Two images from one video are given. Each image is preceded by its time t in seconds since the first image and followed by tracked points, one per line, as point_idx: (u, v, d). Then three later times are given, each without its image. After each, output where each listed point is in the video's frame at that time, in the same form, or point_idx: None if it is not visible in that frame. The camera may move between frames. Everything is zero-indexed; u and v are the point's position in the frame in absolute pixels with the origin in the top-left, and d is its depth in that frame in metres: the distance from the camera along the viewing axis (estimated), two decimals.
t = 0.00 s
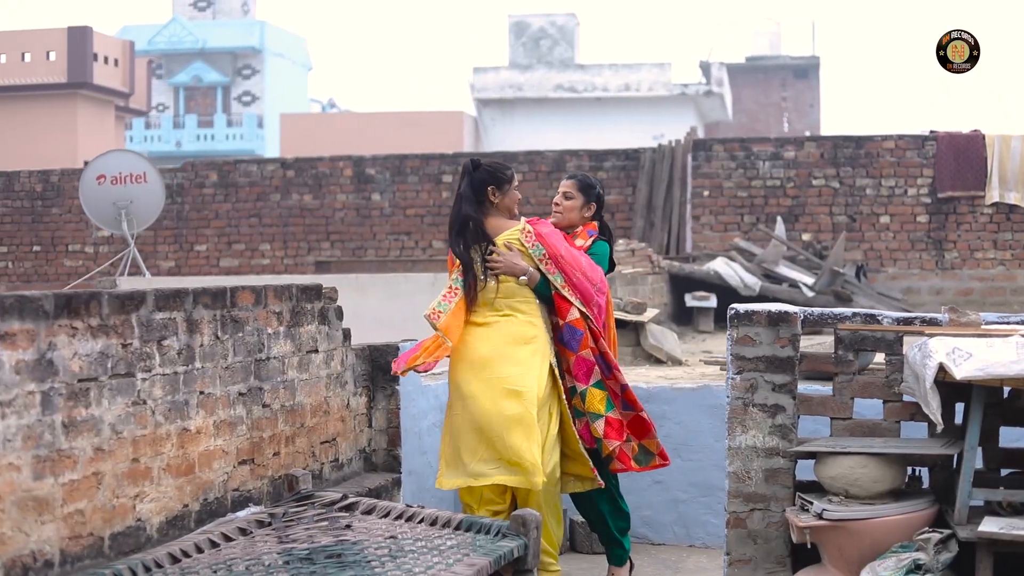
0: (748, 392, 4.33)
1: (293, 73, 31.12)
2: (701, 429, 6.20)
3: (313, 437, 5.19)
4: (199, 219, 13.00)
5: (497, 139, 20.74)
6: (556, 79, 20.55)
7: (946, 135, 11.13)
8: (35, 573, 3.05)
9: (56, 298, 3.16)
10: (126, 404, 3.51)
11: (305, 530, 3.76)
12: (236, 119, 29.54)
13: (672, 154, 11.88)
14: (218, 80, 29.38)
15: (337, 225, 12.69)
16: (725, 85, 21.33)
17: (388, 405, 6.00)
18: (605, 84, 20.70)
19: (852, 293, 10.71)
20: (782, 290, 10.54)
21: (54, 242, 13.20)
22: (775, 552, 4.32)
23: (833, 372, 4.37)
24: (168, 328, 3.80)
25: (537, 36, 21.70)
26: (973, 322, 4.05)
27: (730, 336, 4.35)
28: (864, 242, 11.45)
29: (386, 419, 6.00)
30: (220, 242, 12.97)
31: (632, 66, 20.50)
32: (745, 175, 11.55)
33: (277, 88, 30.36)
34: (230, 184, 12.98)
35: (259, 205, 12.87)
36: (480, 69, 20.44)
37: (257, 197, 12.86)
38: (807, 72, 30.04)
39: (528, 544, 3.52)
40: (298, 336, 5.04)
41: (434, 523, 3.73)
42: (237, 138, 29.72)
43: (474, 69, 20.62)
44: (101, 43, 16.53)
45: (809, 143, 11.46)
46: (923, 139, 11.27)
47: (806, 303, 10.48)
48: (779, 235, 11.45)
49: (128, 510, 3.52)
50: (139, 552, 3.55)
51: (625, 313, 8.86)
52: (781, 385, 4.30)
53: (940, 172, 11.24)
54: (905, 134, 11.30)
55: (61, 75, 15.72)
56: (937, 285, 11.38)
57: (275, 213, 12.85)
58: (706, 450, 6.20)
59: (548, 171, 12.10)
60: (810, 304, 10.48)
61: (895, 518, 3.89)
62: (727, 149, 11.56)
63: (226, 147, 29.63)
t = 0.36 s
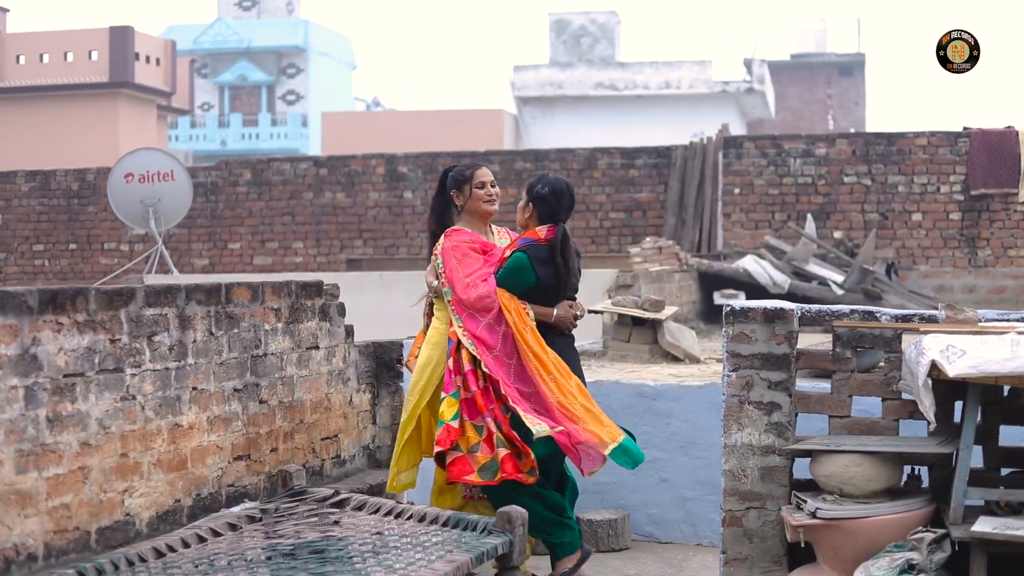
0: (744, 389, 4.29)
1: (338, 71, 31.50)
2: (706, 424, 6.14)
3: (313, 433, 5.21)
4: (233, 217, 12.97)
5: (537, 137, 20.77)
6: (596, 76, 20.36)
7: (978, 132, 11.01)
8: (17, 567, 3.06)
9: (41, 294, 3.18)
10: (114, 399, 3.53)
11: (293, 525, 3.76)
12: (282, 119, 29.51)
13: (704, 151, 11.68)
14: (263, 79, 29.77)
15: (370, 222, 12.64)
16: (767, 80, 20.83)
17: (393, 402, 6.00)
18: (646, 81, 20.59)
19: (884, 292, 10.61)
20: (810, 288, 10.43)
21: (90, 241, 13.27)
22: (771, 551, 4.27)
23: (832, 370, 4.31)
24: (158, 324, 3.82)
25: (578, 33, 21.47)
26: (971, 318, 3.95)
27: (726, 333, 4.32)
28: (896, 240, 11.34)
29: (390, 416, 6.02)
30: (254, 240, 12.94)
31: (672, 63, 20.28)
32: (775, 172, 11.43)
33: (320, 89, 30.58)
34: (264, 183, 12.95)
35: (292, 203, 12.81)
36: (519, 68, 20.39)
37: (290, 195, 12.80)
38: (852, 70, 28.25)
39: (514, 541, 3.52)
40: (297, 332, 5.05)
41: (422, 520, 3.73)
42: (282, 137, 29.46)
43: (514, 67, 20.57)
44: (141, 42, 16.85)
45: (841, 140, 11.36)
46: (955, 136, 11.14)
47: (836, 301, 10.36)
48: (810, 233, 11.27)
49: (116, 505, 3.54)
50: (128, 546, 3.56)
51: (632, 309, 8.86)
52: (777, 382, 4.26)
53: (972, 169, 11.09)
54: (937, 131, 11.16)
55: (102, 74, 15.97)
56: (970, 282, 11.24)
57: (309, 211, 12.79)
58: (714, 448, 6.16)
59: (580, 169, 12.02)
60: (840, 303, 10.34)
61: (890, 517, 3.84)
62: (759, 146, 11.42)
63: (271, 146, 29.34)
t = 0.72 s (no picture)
0: (743, 390, 4.26)
1: (379, 70, 32.32)
2: (715, 425, 6.07)
3: (316, 433, 5.22)
4: (266, 217, 12.96)
5: (576, 137, 20.25)
6: (635, 76, 19.99)
7: (1012, 132, 10.88)
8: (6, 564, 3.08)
9: (32, 293, 3.21)
10: (107, 397, 3.55)
11: (287, 525, 3.77)
12: (324, 119, 29.74)
13: (735, 150, 11.60)
14: (306, 79, 30.59)
15: (401, 222, 12.54)
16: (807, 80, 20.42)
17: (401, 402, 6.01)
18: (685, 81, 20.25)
19: (913, 292, 10.47)
20: (840, 288, 10.31)
21: (125, 240, 13.40)
22: (771, 553, 4.24)
23: (833, 371, 4.26)
24: (154, 323, 3.84)
25: (617, 32, 21.01)
26: (971, 320, 3.90)
27: (725, 335, 4.29)
28: (928, 239, 11.21)
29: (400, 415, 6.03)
30: (288, 239, 12.89)
31: (711, 62, 19.95)
32: (806, 172, 11.38)
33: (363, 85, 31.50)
34: (297, 183, 12.91)
35: (325, 203, 12.78)
36: (559, 66, 19.88)
37: (323, 196, 12.76)
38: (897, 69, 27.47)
39: (506, 541, 3.50)
40: (300, 332, 5.07)
41: (415, 520, 3.72)
42: (323, 138, 29.58)
43: (554, 67, 20.05)
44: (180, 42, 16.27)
45: (873, 139, 11.25)
46: (988, 136, 11.01)
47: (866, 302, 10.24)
48: (840, 232, 11.19)
49: (109, 503, 3.56)
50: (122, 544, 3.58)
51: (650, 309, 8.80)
52: (776, 383, 4.23)
53: (1005, 169, 10.95)
54: (969, 131, 11.05)
55: (142, 75, 15.47)
56: (1003, 283, 11.05)
57: (341, 211, 12.74)
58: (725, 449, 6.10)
59: (611, 168, 11.96)
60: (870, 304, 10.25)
61: (889, 520, 3.79)
62: (789, 146, 11.42)
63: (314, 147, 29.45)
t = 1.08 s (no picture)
0: (762, 392, 4.24)
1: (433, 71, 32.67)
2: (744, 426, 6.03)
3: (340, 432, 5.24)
4: (312, 217, 13.01)
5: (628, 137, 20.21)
6: (686, 75, 19.77)
7: None
8: (20, 560, 3.12)
9: (47, 293, 3.25)
10: (124, 397, 3.59)
11: (302, 524, 3.79)
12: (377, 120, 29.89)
13: (781, 150, 11.47)
14: (360, 80, 31.00)
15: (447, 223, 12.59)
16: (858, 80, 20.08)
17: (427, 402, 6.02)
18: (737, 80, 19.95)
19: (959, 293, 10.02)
20: (883, 288, 10.18)
21: (174, 241, 13.57)
22: (789, 556, 4.20)
23: (852, 373, 4.22)
24: (172, 323, 3.87)
25: (669, 32, 20.51)
26: (991, 321, 3.86)
27: (744, 336, 4.26)
28: (974, 240, 11.05)
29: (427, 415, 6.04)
30: (333, 240, 12.96)
31: (762, 61, 19.62)
32: (851, 172, 11.29)
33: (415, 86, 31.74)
34: (343, 183, 12.97)
35: (371, 203, 12.83)
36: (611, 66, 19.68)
37: (368, 196, 12.82)
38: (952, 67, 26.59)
39: (517, 541, 3.47)
40: (323, 332, 5.08)
41: (429, 519, 3.73)
42: (377, 138, 29.79)
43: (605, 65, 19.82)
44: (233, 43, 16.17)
45: (919, 139, 11.15)
46: None
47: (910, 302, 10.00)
48: (885, 233, 11.09)
49: (126, 501, 3.60)
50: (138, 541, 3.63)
51: (684, 310, 8.77)
52: (795, 385, 4.19)
53: None
54: (1017, 130, 10.89)
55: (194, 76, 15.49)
56: None
57: (387, 212, 12.80)
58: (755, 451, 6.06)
59: (656, 169, 11.91)
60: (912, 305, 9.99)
61: (906, 522, 3.76)
62: (834, 145, 11.31)
63: (366, 147, 29.69)
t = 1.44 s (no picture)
0: (775, 393, 4.21)
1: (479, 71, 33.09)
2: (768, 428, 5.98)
3: (357, 432, 5.25)
4: (350, 217, 13.10)
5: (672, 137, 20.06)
6: (730, 75, 19.58)
7: None
8: (30, 557, 3.19)
9: (57, 294, 3.31)
10: (136, 396, 3.64)
11: (313, 523, 3.81)
12: (422, 120, 29.95)
13: (818, 150, 11.38)
14: (404, 80, 31.58)
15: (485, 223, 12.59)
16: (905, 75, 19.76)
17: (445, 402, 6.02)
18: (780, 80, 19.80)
19: (997, 294, 9.86)
20: (919, 288, 10.07)
21: (213, 241, 13.65)
22: (803, 558, 4.17)
23: (868, 374, 4.18)
24: (186, 323, 3.91)
25: (712, 32, 20.39)
26: (1006, 323, 3.83)
27: (757, 337, 4.24)
28: (1013, 240, 10.91)
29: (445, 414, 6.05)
30: (372, 240, 13.04)
31: (806, 61, 19.57)
32: (888, 172, 11.19)
33: (460, 86, 32.27)
34: (381, 184, 13.04)
35: (409, 203, 12.88)
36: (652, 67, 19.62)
37: (406, 196, 12.86)
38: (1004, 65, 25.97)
39: (525, 542, 3.43)
40: (340, 331, 5.10)
41: (439, 519, 3.73)
42: (422, 138, 29.97)
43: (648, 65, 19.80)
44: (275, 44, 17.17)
45: (957, 139, 11.04)
46: None
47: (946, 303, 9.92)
48: (922, 233, 11.00)
49: (138, 499, 3.65)
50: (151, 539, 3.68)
51: (714, 311, 8.74)
52: (809, 387, 4.16)
53: None
54: None
55: (237, 77, 16.50)
56: None
57: (424, 212, 12.83)
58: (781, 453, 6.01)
59: (693, 169, 11.89)
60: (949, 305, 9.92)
61: (921, 525, 3.73)
62: (872, 145, 11.23)
63: (411, 147, 29.80)
